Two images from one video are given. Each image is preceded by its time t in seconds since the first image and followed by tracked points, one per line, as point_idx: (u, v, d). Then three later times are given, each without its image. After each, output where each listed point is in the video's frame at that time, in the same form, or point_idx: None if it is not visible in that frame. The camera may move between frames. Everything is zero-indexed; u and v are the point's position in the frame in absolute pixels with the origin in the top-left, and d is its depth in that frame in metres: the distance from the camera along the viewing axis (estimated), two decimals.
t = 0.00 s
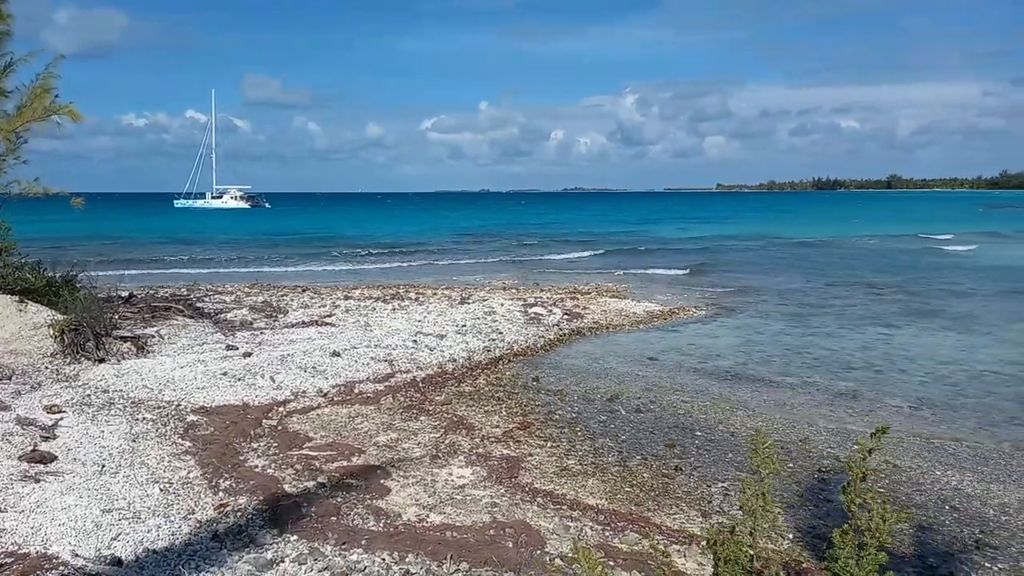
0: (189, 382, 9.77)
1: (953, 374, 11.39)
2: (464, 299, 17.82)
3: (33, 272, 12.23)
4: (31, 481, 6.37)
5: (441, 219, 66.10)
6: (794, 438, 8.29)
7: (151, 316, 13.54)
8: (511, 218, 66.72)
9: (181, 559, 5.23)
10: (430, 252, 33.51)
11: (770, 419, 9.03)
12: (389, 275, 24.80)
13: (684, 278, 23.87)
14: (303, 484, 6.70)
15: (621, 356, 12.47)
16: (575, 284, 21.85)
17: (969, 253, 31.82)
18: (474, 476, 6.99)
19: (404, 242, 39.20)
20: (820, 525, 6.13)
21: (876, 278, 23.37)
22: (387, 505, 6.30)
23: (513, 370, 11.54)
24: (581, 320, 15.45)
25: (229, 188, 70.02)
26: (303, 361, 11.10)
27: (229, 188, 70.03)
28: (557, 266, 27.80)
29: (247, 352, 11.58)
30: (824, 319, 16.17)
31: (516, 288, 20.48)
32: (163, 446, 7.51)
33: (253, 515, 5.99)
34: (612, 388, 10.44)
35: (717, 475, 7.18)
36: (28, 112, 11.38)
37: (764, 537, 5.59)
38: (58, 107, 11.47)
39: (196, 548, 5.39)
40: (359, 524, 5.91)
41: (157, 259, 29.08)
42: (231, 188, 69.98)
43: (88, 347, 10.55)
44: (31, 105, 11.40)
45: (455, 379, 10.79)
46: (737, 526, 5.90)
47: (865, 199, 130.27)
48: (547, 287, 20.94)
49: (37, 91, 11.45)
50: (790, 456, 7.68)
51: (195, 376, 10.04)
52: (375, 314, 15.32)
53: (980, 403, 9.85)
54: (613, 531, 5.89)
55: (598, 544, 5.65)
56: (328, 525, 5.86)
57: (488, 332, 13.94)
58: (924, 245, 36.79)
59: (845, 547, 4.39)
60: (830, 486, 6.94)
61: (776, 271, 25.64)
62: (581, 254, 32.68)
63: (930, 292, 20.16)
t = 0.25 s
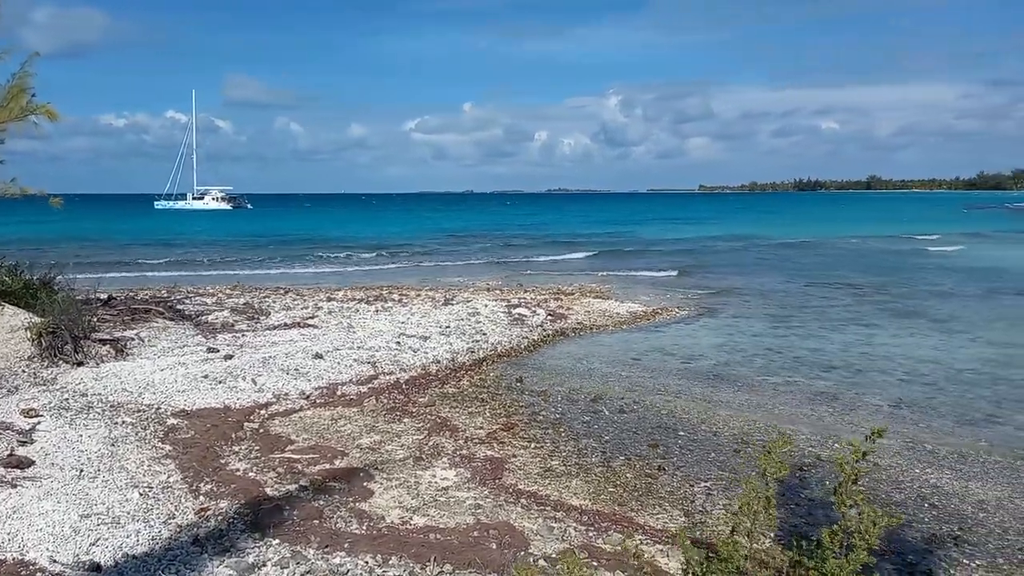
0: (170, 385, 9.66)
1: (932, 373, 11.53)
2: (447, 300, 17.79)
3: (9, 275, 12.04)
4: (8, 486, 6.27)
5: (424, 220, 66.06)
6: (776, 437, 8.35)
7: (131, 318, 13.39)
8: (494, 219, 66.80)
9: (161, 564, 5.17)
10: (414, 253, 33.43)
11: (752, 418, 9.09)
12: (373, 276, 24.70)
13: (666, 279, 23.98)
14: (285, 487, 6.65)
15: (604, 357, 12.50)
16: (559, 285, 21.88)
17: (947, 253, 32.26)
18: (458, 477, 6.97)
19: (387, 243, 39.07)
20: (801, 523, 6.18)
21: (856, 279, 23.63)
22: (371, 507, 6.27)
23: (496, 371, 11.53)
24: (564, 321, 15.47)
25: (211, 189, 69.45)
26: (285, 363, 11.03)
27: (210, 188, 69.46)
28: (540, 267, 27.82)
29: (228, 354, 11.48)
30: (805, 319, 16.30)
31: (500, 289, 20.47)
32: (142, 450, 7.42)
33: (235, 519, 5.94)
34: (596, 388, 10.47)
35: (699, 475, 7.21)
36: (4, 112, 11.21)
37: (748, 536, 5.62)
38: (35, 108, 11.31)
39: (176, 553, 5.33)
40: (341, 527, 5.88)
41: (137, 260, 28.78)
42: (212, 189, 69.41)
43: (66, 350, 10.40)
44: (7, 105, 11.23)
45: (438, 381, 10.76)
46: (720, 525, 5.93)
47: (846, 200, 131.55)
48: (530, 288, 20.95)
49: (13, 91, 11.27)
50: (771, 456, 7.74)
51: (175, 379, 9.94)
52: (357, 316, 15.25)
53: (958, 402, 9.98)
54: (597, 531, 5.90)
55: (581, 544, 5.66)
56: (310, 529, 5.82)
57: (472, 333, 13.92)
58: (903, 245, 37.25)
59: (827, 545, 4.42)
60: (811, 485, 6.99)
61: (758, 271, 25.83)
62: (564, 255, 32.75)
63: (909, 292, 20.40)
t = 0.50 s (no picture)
0: (147, 388, 9.56)
1: (908, 370, 11.69)
2: (429, 301, 17.74)
3: None
4: None
5: (406, 220, 65.91)
6: (755, 435, 8.42)
7: (107, 320, 13.23)
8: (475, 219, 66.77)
9: (138, 568, 5.12)
10: (395, 254, 33.32)
11: (731, 417, 9.16)
12: (353, 277, 24.58)
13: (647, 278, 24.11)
14: (265, 490, 6.60)
15: (586, 356, 12.54)
16: (540, 285, 21.91)
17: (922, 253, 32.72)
18: (439, 478, 6.96)
19: (369, 244, 38.92)
20: (779, 520, 6.24)
21: (833, 278, 23.89)
22: (351, 509, 6.24)
23: (478, 371, 11.52)
24: (546, 321, 15.48)
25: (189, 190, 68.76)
26: (265, 365, 10.94)
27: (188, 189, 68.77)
28: (522, 267, 27.84)
29: (207, 356, 11.37)
30: (784, 318, 16.45)
31: (481, 290, 20.46)
32: (119, 453, 7.34)
33: (213, 523, 5.88)
34: (577, 387, 10.50)
35: (679, 473, 7.26)
36: None
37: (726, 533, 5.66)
38: (9, 106, 11.13)
39: (154, 557, 5.28)
40: (321, 529, 5.85)
41: (113, 262, 28.43)
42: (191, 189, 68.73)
43: (41, 353, 10.27)
44: None
45: (420, 382, 10.73)
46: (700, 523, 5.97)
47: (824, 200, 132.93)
48: (512, 288, 20.96)
49: None
50: (750, 454, 7.80)
51: (153, 382, 9.83)
52: (338, 317, 15.16)
53: (932, 399, 10.13)
54: (578, 530, 5.92)
55: (562, 544, 5.67)
56: (290, 531, 5.79)
57: (453, 333, 13.90)
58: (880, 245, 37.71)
59: (804, 542, 4.47)
60: (790, 482, 7.06)
61: (738, 271, 26.04)
62: (546, 256, 32.84)
63: (885, 291, 20.66)
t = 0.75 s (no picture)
0: (126, 391, 9.45)
1: (887, 369, 11.81)
2: (412, 301, 17.68)
3: None
4: None
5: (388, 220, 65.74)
6: (736, 434, 8.46)
7: (85, 322, 13.06)
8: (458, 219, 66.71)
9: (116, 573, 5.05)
10: (378, 254, 33.23)
11: (713, 416, 9.21)
12: (336, 277, 24.44)
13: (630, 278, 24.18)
14: (245, 493, 6.54)
15: (569, 356, 12.55)
16: (523, 285, 21.91)
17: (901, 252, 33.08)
18: (422, 479, 6.93)
19: (351, 244, 38.77)
20: (760, 519, 6.28)
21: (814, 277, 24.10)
22: (333, 511, 6.19)
23: (461, 372, 11.50)
24: (529, 321, 15.48)
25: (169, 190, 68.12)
26: (246, 366, 10.85)
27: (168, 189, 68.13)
28: (506, 267, 27.84)
29: (187, 358, 11.26)
30: (765, 317, 16.57)
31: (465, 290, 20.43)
32: (97, 457, 7.24)
33: (193, 527, 5.82)
34: (560, 388, 10.50)
35: (662, 472, 7.28)
36: None
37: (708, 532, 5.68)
38: None
39: (132, 562, 5.22)
40: (303, 532, 5.80)
41: (92, 263, 28.11)
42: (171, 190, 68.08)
43: (17, 356, 10.16)
44: None
45: (403, 383, 10.69)
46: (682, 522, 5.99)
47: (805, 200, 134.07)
48: (495, 289, 20.95)
49: None
50: (732, 452, 7.84)
51: (131, 384, 9.72)
52: (320, 318, 15.06)
53: (911, 397, 10.25)
54: (561, 531, 5.91)
55: (546, 544, 5.67)
56: (271, 535, 5.74)
57: (436, 334, 13.86)
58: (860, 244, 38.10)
59: (786, 541, 4.50)
60: (771, 481, 7.10)
61: (720, 271, 26.19)
62: (530, 256, 32.87)
63: (865, 291, 20.86)
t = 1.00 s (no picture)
0: (105, 393, 9.33)
1: (867, 367, 11.93)
2: (395, 302, 17.62)
3: None
4: None
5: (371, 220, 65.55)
6: (718, 432, 8.52)
7: (63, 324, 12.89)
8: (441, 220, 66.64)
9: None
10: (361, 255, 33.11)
11: (696, 415, 9.26)
12: (318, 278, 24.31)
13: (613, 278, 24.26)
14: (227, 496, 6.48)
15: (552, 356, 12.56)
16: (507, 285, 21.91)
17: (880, 252, 33.45)
18: (405, 480, 6.91)
19: (333, 244, 38.59)
20: (742, 517, 6.32)
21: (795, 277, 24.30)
22: (315, 513, 6.16)
23: (444, 372, 11.47)
24: (513, 322, 15.48)
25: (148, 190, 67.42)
26: (227, 368, 10.75)
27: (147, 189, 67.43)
28: (489, 268, 27.83)
29: (167, 360, 11.14)
30: (747, 316, 16.68)
31: (448, 290, 20.39)
32: (75, 460, 7.14)
33: (173, 530, 5.76)
34: (544, 388, 10.50)
35: (644, 471, 7.31)
36: None
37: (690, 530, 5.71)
38: None
39: (112, 566, 5.16)
40: (285, 534, 5.76)
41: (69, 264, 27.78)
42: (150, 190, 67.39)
43: None
44: None
45: (386, 384, 10.64)
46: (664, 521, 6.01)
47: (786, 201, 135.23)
48: (479, 289, 20.93)
49: None
50: (714, 451, 7.89)
51: (110, 387, 9.60)
52: (303, 319, 14.97)
53: (890, 394, 10.36)
54: (544, 531, 5.92)
55: (529, 544, 5.67)
56: (253, 537, 5.70)
57: (420, 334, 13.82)
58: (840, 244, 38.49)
59: (766, 539, 4.54)
60: (752, 479, 7.15)
61: (702, 271, 26.34)
62: (513, 256, 32.88)
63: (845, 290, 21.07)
